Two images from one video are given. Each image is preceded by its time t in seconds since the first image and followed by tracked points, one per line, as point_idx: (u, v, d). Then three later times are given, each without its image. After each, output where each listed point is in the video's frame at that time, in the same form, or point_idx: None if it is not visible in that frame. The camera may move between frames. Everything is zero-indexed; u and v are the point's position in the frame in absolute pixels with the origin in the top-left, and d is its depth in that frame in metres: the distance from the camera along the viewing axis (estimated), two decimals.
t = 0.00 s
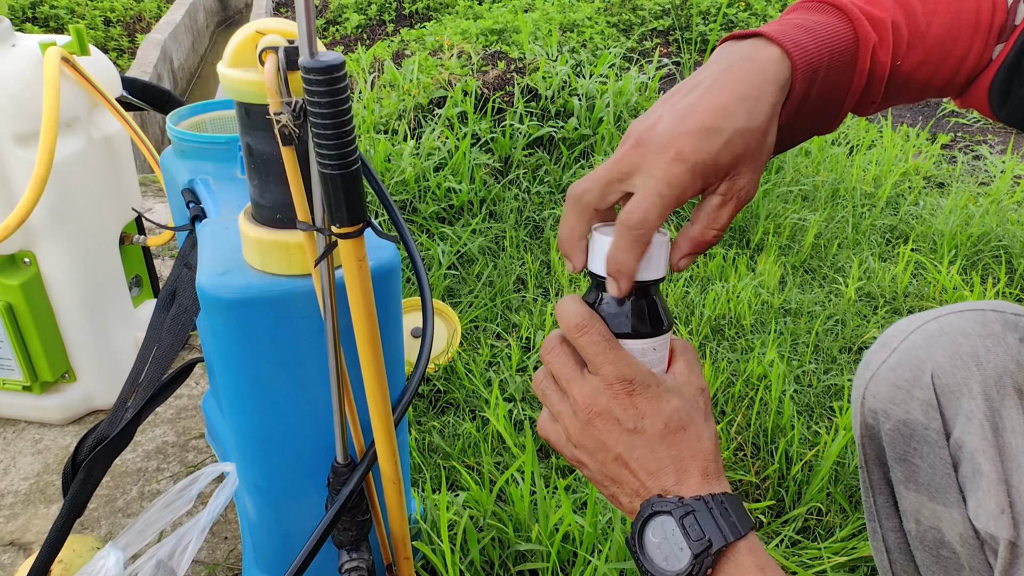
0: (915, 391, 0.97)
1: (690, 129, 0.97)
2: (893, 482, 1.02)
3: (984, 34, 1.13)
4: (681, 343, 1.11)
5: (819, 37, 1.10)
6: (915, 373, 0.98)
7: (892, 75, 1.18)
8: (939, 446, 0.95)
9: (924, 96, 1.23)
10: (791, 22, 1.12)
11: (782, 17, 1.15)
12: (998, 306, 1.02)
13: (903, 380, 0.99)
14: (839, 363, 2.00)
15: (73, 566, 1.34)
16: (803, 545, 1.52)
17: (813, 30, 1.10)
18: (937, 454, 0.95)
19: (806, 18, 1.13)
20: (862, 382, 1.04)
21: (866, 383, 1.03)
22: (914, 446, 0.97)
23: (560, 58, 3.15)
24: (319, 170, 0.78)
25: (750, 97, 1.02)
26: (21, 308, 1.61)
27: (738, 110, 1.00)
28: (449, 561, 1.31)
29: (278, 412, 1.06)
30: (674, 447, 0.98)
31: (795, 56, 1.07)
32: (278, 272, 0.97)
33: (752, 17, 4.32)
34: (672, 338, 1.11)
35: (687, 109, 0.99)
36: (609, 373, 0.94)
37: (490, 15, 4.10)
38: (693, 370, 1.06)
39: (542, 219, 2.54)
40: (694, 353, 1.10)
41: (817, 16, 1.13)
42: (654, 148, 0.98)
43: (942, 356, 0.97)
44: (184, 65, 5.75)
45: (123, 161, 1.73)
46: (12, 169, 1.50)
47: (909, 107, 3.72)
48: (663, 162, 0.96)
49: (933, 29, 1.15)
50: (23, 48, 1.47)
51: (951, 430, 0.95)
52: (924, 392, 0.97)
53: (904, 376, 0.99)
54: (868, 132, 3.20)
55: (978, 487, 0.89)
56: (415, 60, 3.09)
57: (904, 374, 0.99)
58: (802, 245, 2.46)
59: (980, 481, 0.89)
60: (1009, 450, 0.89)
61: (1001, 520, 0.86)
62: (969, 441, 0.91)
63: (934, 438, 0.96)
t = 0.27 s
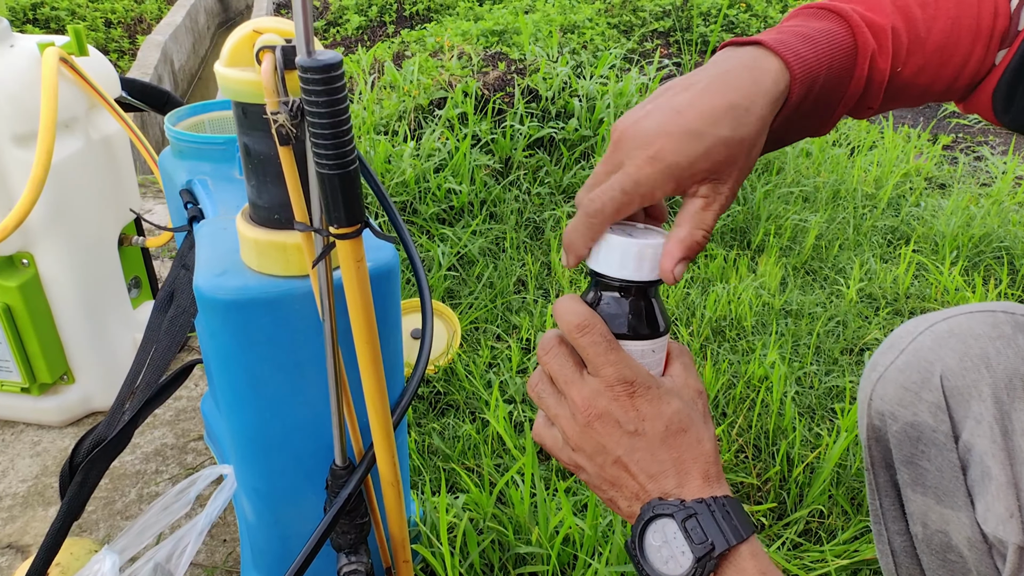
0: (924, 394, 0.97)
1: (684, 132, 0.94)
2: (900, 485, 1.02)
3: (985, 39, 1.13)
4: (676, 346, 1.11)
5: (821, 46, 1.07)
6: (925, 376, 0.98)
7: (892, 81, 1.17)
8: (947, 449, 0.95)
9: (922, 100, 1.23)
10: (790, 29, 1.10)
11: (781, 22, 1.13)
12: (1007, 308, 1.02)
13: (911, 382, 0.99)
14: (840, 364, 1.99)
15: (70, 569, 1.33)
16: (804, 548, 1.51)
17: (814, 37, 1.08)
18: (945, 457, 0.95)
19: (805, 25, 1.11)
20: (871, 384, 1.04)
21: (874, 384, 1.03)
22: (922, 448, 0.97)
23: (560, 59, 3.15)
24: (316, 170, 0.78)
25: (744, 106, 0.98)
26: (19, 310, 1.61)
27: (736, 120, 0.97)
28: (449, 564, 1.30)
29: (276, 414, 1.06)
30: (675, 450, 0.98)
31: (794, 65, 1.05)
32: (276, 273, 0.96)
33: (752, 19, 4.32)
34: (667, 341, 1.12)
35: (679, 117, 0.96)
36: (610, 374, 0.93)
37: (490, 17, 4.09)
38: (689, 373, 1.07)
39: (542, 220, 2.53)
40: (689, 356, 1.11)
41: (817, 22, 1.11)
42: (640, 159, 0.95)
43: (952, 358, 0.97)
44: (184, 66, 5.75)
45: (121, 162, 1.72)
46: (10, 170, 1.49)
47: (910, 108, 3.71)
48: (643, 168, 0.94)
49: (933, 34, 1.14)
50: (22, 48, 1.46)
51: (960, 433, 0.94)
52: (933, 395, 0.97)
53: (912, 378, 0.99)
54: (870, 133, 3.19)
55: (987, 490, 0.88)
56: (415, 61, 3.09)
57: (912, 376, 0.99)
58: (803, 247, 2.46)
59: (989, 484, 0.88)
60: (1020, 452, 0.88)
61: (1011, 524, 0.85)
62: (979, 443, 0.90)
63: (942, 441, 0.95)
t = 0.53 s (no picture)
0: (933, 403, 0.96)
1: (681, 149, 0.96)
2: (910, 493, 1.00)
3: (985, 51, 1.13)
4: (684, 358, 1.08)
5: (819, 62, 1.09)
6: (934, 384, 0.97)
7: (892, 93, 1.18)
8: (957, 458, 0.94)
9: (923, 112, 1.24)
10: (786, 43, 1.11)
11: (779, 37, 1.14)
12: (1015, 315, 1.00)
13: (921, 391, 0.97)
14: (847, 369, 1.98)
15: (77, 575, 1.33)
16: (813, 554, 1.50)
17: (812, 52, 1.09)
18: (955, 466, 0.94)
19: (805, 39, 1.13)
20: (879, 392, 1.02)
21: (882, 394, 1.01)
22: (932, 458, 0.96)
23: (565, 62, 3.14)
24: (325, 177, 0.77)
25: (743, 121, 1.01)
26: (26, 315, 1.61)
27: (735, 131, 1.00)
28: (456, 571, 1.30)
29: (283, 421, 1.05)
30: (680, 467, 0.97)
31: (792, 79, 1.07)
32: (284, 280, 0.96)
33: (757, 21, 4.31)
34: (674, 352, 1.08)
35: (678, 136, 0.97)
36: (617, 392, 0.92)
37: (494, 19, 4.10)
38: (696, 388, 1.04)
39: (548, 224, 2.53)
40: (696, 368, 1.07)
41: (816, 37, 1.13)
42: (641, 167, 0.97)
43: (962, 367, 0.95)
44: (189, 69, 5.76)
45: (127, 166, 1.72)
46: (17, 175, 1.49)
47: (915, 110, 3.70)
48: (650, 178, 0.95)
49: (933, 47, 1.15)
50: (29, 54, 1.47)
51: (971, 442, 0.93)
52: (943, 404, 0.95)
53: (922, 387, 0.97)
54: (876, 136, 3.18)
55: (999, 500, 0.87)
56: (420, 64, 3.09)
57: (922, 385, 0.97)
58: (809, 250, 2.45)
59: (1001, 495, 0.88)
60: None
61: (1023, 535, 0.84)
62: (990, 453, 0.90)
63: (953, 451, 0.94)
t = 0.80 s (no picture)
0: (953, 411, 0.88)
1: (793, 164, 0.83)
2: (930, 504, 0.93)
3: None
4: (721, 360, 1.04)
5: (914, 74, 0.95)
6: (954, 393, 0.89)
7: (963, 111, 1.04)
8: (979, 467, 0.86)
9: (967, 132, 1.13)
10: (865, 52, 0.96)
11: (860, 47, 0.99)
12: None
13: (940, 400, 0.90)
14: (863, 374, 1.97)
15: None
16: (831, 561, 1.50)
17: (903, 67, 0.95)
18: (976, 476, 0.86)
19: (892, 51, 0.97)
20: (897, 401, 0.95)
21: (901, 402, 0.94)
22: (952, 467, 0.88)
23: (576, 65, 3.14)
24: (353, 185, 0.78)
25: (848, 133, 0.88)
26: (48, 319, 1.62)
27: (836, 149, 0.86)
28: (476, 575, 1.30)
29: (306, 426, 1.06)
30: (687, 475, 0.95)
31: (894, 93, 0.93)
32: (309, 286, 0.97)
33: (768, 23, 4.30)
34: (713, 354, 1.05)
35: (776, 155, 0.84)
36: (629, 392, 0.93)
37: (504, 23, 4.10)
38: (725, 394, 1.00)
39: (560, 227, 2.53)
40: (733, 374, 1.03)
41: (903, 50, 0.98)
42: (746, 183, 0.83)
43: (982, 376, 0.88)
44: (200, 73, 5.79)
45: (145, 171, 1.74)
46: (41, 181, 1.50)
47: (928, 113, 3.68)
48: (762, 198, 0.82)
49: (997, 64, 1.02)
50: (51, 61, 1.48)
51: (992, 451, 0.86)
52: (963, 412, 0.88)
53: (941, 396, 0.90)
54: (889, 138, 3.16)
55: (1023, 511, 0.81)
56: (431, 68, 3.10)
57: (941, 393, 0.90)
58: (823, 254, 2.44)
59: None
60: None
61: None
62: (1011, 463, 0.83)
63: (974, 460, 0.87)
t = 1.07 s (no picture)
0: (983, 415, 0.87)
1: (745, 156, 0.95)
2: (959, 507, 0.92)
3: None
4: (734, 371, 1.06)
5: (890, 91, 1.03)
6: (984, 396, 0.87)
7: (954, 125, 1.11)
8: (1010, 471, 0.85)
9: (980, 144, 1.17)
10: (848, 73, 1.06)
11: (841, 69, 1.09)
12: None
13: (971, 403, 0.88)
14: (883, 377, 1.95)
15: None
16: (852, 565, 1.49)
17: (881, 84, 1.04)
18: (1008, 480, 0.85)
19: (873, 70, 1.06)
20: (925, 403, 0.93)
21: (928, 406, 0.92)
22: (982, 471, 0.87)
23: (591, 67, 3.14)
24: (378, 190, 0.79)
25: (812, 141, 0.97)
26: (71, 320, 1.65)
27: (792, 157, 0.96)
28: None
29: (328, 427, 1.07)
30: (719, 482, 0.95)
31: (864, 112, 1.01)
32: (332, 289, 0.98)
33: (783, 23, 4.28)
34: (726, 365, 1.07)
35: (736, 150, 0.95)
36: (658, 403, 0.92)
37: (518, 25, 4.11)
38: (743, 404, 1.02)
39: (576, 229, 2.53)
40: (747, 384, 1.05)
41: (882, 68, 1.06)
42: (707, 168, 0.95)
43: (1014, 379, 0.86)
44: (216, 76, 5.85)
45: (166, 175, 1.76)
46: (66, 185, 1.53)
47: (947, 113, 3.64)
48: (707, 177, 0.94)
49: (992, 77, 1.08)
50: (75, 66, 1.51)
51: None
52: (994, 416, 0.86)
53: (971, 399, 0.88)
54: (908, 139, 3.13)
55: None
56: (447, 71, 3.11)
57: (971, 397, 0.88)
58: (841, 255, 2.42)
59: None
60: None
61: None
62: None
63: (1005, 464, 0.85)
